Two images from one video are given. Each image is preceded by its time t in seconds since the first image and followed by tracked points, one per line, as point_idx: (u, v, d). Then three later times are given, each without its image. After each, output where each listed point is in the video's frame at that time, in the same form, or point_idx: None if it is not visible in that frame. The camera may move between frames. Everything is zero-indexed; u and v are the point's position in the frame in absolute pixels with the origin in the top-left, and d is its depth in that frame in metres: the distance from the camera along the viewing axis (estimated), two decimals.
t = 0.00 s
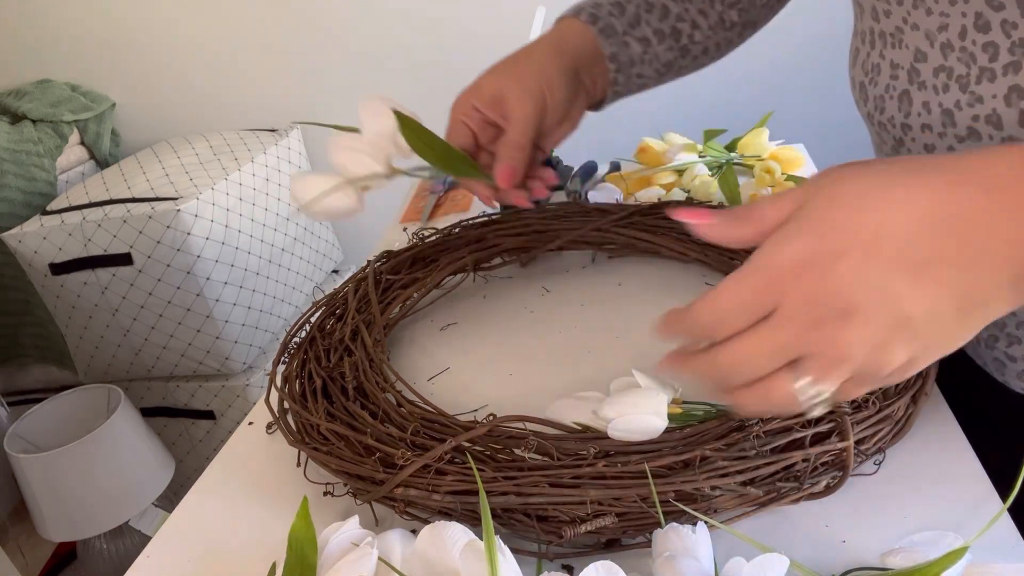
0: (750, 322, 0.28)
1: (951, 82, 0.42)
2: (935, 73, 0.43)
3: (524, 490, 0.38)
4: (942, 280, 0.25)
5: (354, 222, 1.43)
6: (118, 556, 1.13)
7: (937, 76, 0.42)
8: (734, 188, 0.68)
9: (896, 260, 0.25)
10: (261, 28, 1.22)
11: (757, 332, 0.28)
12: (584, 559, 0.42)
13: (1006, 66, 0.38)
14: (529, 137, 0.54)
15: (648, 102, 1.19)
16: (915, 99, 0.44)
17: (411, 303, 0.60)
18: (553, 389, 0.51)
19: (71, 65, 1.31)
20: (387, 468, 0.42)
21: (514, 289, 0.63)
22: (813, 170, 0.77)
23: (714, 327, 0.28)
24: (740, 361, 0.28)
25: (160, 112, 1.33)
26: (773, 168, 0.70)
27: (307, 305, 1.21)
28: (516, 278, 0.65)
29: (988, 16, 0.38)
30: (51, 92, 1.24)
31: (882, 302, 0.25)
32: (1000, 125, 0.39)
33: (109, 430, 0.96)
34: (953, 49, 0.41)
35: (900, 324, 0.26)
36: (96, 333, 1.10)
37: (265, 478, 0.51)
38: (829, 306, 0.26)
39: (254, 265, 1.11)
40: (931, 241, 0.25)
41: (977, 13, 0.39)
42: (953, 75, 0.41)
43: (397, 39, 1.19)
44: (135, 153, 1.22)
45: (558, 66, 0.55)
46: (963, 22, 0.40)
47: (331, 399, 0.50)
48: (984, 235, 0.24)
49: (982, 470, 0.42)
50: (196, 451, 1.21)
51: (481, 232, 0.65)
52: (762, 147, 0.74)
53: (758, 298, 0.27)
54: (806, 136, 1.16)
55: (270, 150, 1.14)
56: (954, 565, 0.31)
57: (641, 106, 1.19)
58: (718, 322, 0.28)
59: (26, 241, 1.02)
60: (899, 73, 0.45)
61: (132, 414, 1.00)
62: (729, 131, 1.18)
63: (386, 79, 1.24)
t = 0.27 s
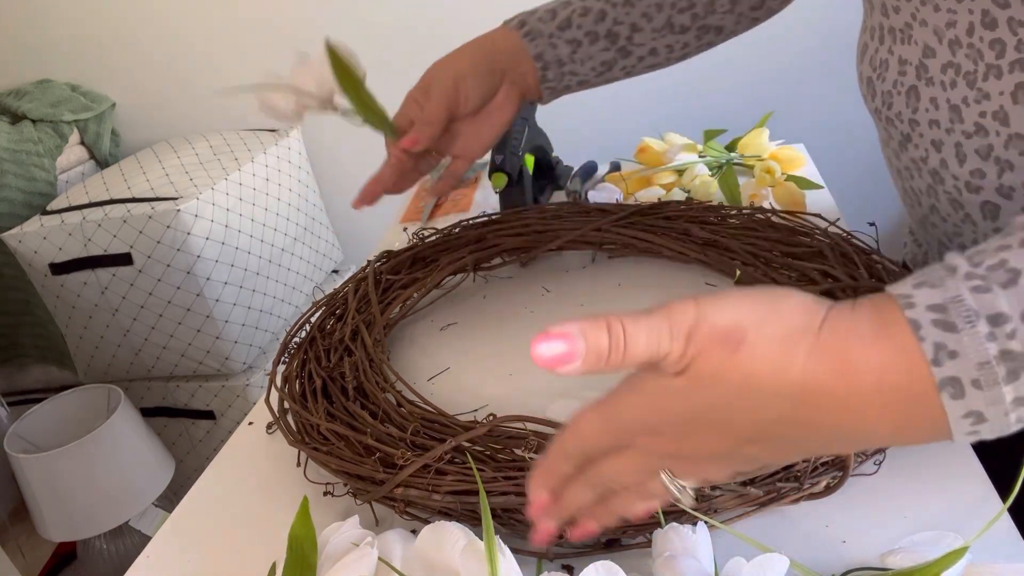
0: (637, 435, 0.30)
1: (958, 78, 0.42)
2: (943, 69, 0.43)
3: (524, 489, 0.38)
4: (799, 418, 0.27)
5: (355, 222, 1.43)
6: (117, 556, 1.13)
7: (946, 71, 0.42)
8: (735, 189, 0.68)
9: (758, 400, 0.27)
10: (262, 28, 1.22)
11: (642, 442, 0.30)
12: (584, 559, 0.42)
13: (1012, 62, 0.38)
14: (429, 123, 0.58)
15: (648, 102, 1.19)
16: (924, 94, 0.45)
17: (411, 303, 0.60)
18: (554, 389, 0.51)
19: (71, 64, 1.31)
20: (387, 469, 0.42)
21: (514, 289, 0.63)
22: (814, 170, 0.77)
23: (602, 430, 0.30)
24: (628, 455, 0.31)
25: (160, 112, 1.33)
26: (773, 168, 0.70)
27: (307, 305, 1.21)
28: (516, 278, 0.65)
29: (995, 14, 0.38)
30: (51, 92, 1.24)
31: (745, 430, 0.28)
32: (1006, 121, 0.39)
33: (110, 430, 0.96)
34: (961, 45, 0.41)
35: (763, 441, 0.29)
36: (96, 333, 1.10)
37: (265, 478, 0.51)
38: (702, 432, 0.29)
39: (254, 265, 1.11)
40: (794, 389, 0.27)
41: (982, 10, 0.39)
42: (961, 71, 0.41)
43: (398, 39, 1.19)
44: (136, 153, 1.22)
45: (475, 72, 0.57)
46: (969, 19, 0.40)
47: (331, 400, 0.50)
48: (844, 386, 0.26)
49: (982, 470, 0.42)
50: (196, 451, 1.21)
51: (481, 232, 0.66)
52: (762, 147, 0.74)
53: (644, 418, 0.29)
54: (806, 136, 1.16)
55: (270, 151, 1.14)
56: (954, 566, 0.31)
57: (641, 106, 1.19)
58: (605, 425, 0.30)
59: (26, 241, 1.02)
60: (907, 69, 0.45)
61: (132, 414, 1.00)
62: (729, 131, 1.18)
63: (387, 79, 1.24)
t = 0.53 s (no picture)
0: (663, 449, 0.33)
1: (958, 74, 0.42)
2: (942, 66, 0.43)
3: (524, 490, 0.39)
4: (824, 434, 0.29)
5: (355, 222, 1.43)
6: (117, 556, 1.13)
7: (945, 68, 0.42)
8: (735, 189, 0.68)
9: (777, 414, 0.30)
10: (262, 28, 1.22)
11: (670, 456, 0.33)
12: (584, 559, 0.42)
13: (1010, 58, 0.38)
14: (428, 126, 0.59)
15: (649, 102, 1.18)
16: (923, 92, 0.44)
17: (411, 303, 0.60)
18: (553, 389, 0.51)
19: (71, 64, 1.30)
20: (387, 469, 0.42)
21: (514, 289, 0.63)
22: (814, 170, 0.77)
23: (637, 453, 0.33)
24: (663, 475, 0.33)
25: (160, 112, 1.33)
26: (773, 168, 0.70)
27: (307, 305, 1.21)
28: (516, 278, 0.65)
29: (993, 10, 0.38)
30: (51, 92, 1.24)
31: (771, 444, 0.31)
32: (1005, 117, 0.39)
33: (110, 430, 0.96)
34: (960, 42, 0.41)
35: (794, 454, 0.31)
36: (96, 333, 1.10)
37: (266, 478, 0.51)
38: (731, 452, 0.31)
39: (254, 265, 1.11)
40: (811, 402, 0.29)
41: (982, 6, 0.39)
42: (960, 67, 0.41)
43: (398, 39, 1.20)
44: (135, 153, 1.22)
45: (466, 73, 0.60)
46: (969, 15, 0.40)
47: (331, 400, 0.50)
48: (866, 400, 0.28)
49: (983, 470, 0.42)
50: (196, 451, 1.21)
51: (481, 232, 0.66)
52: (762, 147, 0.74)
53: (673, 430, 0.31)
54: (806, 136, 1.16)
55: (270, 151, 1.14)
56: (955, 565, 0.31)
57: (642, 106, 1.19)
58: (636, 449, 0.33)
59: (26, 240, 1.02)
60: (907, 66, 0.46)
61: (132, 413, 1.00)
62: (729, 131, 1.18)
63: (387, 78, 1.24)
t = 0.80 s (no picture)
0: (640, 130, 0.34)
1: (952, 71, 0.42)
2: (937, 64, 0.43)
3: (524, 490, 0.38)
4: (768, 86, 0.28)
5: (355, 223, 1.43)
6: (118, 555, 1.13)
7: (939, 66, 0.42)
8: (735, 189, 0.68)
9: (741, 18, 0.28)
10: (262, 28, 1.22)
11: (636, 120, 0.34)
12: (584, 560, 0.42)
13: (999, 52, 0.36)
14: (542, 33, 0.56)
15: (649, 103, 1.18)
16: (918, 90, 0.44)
17: (411, 303, 0.60)
18: (553, 389, 0.51)
19: (71, 64, 1.30)
20: (387, 469, 0.42)
21: (515, 289, 0.63)
22: (814, 171, 0.77)
23: (618, 94, 0.35)
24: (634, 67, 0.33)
25: (161, 112, 1.33)
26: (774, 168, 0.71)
27: (307, 305, 1.21)
28: (516, 278, 0.65)
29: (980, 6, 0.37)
30: (50, 92, 1.24)
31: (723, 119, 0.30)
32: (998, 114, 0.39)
33: (109, 429, 0.96)
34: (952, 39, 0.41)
35: (739, 134, 0.30)
36: (96, 333, 1.10)
37: (265, 478, 0.51)
38: (690, 70, 0.30)
39: (254, 265, 1.11)
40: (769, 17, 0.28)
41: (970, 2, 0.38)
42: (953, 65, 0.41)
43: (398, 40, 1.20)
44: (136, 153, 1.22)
45: None
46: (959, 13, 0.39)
47: (331, 400, 0.50)
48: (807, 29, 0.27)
49: (982, 470, 0.42)
50: (196, 451, 1.21)
51: (481, 232, 0.66)
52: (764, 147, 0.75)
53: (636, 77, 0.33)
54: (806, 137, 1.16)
55: (270, 151, 1.14)
56: (955, 565, 0.31)
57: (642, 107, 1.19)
58: (620, 86, 0.35)
59: (26, 241, 1.02)
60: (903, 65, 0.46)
61: (131, 413, 1.00)
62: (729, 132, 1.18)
63: (386, 78, 1.24)
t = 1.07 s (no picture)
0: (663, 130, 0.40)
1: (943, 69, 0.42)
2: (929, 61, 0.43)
3: (524, 490, 0.38)
4: (780, 102, 0.34)
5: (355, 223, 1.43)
6: (117, 555, 1.13)
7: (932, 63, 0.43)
8: (734, 189, 0.67)
9: (749, 43, 0.34)
10: (260, 27, 1.22)
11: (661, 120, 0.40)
12: (584, 560, 0.42)
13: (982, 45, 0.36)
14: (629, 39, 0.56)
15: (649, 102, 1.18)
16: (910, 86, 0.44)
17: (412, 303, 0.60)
18: (553, 389, 0.51)
19: (71, 64, 1.30)
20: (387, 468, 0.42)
21: (515, 289, 0.63)
22: (813, 171, 0.77)
23: (643, 90, 0.41)
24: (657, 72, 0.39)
25: (161, 112, 1.33)
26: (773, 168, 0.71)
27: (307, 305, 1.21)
28: (516, 278, 0.65)
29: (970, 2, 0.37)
30: (51, 91, 1.24)
31: (744, 122, 0.36)
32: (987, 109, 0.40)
33: (109, 429, 0.96)
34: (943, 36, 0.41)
35: (753, 139, 0.37)
36: (96, 333, 1.10)
37: (265, 478, 0.51)
38: (709, 87, 0.36)
39: (254, 265, 1.11)
40: (782, 42, 0.33)
41: None
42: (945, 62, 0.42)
43: (396, 38, 1.20)
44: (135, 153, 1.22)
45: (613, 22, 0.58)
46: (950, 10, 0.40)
47: (331, 400, 0.50)
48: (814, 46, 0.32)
49: (982, 471, 0.42)
50: (196, 452, 1.21)
51: (481, 232, 0.66)
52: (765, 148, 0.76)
53: (666, 85, 0.38)
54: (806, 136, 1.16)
55: (270, 151, 1.14)
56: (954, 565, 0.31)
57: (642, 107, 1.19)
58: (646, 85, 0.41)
59: (26, 241, 1.02)
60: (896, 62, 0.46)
61: (131, 413, 1.00)
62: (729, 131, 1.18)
63: (385, 77, 1.24)
